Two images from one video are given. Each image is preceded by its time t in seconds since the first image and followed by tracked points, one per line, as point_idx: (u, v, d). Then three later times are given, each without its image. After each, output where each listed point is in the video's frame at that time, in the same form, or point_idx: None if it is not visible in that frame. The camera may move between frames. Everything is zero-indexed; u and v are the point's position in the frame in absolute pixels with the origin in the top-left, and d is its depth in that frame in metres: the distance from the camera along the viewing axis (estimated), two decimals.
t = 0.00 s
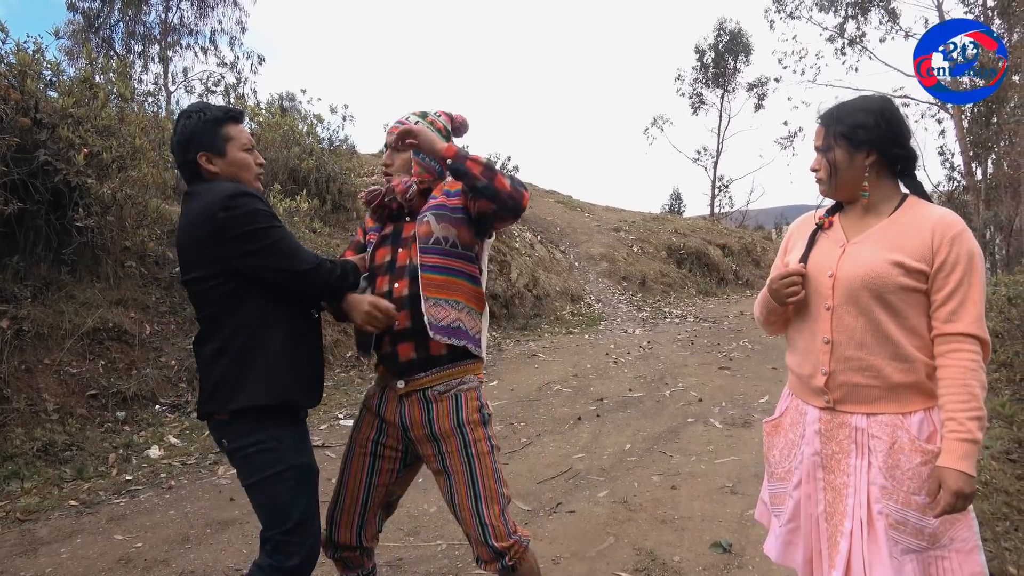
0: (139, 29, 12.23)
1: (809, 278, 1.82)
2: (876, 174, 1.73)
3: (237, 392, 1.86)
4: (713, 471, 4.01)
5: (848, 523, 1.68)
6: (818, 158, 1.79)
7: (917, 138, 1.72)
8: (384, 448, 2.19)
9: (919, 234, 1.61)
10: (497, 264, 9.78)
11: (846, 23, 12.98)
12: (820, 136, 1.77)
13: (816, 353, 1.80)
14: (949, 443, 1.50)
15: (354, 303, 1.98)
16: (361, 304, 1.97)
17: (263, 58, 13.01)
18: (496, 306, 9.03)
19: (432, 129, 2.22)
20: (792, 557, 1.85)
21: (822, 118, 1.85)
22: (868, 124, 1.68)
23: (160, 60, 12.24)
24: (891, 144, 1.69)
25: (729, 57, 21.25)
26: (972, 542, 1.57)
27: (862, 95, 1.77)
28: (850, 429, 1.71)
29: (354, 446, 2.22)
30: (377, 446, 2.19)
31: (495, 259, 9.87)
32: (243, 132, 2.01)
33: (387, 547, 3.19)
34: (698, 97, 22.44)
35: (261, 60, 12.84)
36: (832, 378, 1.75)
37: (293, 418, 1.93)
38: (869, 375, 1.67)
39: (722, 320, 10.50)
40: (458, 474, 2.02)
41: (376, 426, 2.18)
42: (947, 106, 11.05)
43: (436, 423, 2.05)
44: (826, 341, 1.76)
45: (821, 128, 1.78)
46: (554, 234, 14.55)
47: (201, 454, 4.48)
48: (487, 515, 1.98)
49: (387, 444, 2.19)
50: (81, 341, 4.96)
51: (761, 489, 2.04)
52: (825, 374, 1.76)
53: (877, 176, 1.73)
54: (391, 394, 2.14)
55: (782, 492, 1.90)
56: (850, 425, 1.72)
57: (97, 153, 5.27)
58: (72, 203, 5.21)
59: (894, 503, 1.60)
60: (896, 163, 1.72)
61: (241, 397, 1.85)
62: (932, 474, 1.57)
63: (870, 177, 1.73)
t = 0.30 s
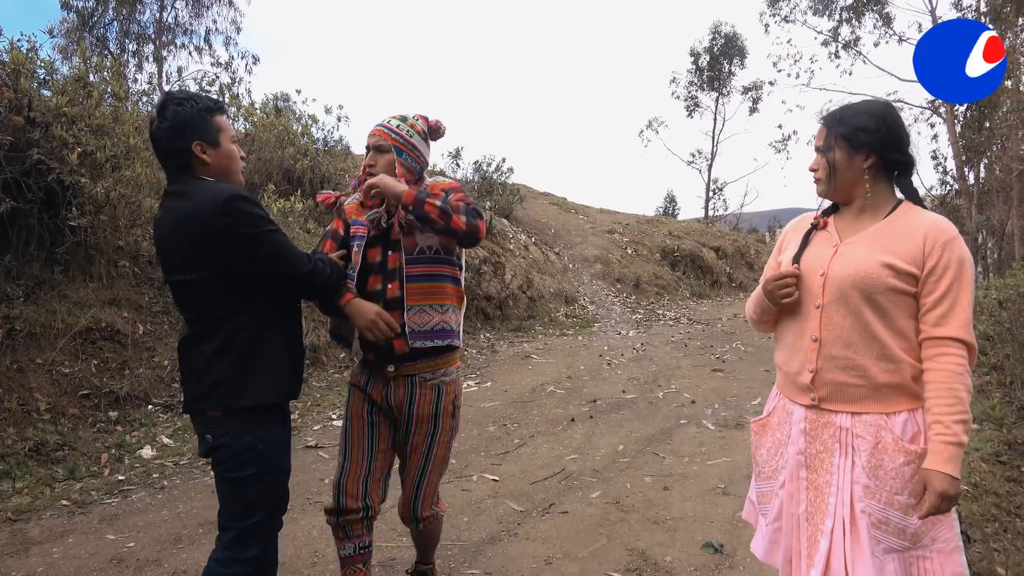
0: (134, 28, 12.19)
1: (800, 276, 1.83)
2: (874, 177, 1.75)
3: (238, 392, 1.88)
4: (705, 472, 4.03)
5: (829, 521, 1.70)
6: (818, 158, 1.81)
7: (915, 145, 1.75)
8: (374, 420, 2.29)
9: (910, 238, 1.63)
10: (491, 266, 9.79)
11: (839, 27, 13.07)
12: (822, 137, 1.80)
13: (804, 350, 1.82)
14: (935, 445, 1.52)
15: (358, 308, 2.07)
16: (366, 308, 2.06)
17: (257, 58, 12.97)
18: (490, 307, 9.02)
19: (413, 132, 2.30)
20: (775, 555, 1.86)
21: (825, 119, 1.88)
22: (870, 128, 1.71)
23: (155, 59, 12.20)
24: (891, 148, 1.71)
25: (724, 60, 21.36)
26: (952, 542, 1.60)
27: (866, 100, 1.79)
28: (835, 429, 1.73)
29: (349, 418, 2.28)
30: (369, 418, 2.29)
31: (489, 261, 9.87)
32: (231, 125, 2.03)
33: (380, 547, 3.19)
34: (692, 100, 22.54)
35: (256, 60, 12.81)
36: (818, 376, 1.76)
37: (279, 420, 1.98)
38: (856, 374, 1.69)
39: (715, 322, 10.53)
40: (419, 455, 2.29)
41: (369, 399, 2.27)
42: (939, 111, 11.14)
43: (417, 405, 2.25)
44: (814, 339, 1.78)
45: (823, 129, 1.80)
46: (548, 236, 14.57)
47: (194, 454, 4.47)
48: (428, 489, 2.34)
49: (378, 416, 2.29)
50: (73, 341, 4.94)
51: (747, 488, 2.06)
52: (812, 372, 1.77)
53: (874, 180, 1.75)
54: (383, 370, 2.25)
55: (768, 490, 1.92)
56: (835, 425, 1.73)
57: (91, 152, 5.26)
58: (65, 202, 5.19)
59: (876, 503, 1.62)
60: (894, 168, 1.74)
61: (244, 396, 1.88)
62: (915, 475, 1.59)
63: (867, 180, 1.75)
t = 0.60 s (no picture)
0: (132, 28, 12.19)
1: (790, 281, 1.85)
2: (861, 182, 1.77)
3: (229, 394, 1.90)
4: (698, 474, 4.05)
5: (823, 523, 1.71)
6: (805, 164, 1.83)
7: (901, 151, 1.77)
8: (353, 414, 2.47)
9: (899, 241, 1.64)
10: (487, 267, 9.80)
11: (836, 32, 13.14)
12: (809, 143, 1.82)
13: (796, 354, 1.83)
14: (927, 447, 1.53)
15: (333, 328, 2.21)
16: (335, 329, 2.21)
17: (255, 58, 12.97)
18: (486, 309, 9.02)
19: (389, 138, 2.39)
20: (770, 557, 1.88)
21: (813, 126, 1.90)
22: (854, 133, 1.73)
23: (152, 59, 12.17)
24: (876, 154, 1.73)
25: (721, 64, 21.45)
26: (944, 544, 1.61)
27: (852, 108, 1.81)
28: (827, 431, 1.75)
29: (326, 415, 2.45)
30: (347, 413, 2.46)
31: (485, 262, 9.88)
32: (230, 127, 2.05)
33: (373, 548, 3.20)
34: (690, 103, 22.62)
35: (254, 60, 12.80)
36: (810, 380, 1.78)
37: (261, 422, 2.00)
38: (848, 377, 1.70)
39: (711, 326, 10.56)
40: (409, 438, 2.46)
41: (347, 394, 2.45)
42: (935, 116, 11.22)
43: (402, 392, 2.47)
44: (805, 343, 1.79)
45: (810, 136, 1.82)
46: (545, 238, 14.58)
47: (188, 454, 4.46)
48: (419, 471, 2.50)
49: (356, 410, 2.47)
50: (68, 340, 4.92)
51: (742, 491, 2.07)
52: (803, 375, 1.79)
53: (861, 185, 1.77)
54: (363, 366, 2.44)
55: (761, 493, 1.93)
56: (827, 427, 1.75)
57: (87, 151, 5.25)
58: (61, 202, 5.19)
59: (868, 505, 1.63)
60: (881, 174, 1.76)
61: (235, 399, 1.90)
62: (907, 477, 1.60)
63: (854, 185, 1.76)
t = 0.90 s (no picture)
0: (139, 26, 12.24)
1: (795, 286, 1.84)
2: (861, 187, 1.76)
3: (210, 392, 1.90)
4: (700, 478, 4.04)
5: (823, 530, 1.70)
6: (805, 169, 1.83)
7: (900, 157, 1.76)
8: (349, 410, 2.47)
9: (900, 246, 1.63)
10: (491, 268, 9.80)
11: (843, 36, 13.10)
12: (808, 148, 1.82)
13: (797, 360, 1.82)
14: (929, 452, 1.52)
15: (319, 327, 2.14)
16: (319, 327, 2.13)
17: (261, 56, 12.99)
18: (489, 309, 9.01)
19: (385, 137, 2.43)
20: (769, 564, 1.87)
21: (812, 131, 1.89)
22: (855, 138, 1.72)
23: (159, 57, 12.22)
24: (876, 159, 1.72)
25: (728, 66, 21.41)
26: (945, 552, 1.60)
27: (852, 113, 1.80)
28: (828, 438, 1.74)
29: (322, 413, 2.44)
30: (344, 409, 2.45)
31: (489, 263, 9.88)
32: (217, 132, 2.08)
33: (373, 548, 3.20)
34: (696, 105, 22.60)
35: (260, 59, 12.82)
36: (811, 386, 1.77)
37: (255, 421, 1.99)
38: (850, 382, 1.69)
39: (714, 329, 10.54)
40: (412, 425, 2.50)
41: (342, 390, 2.43)
42: (943, 121, 11.17)
43: (400, 384, 2.49)
44: (806, 349, 1.78)
45: (810, 141, 1.82)
46: (549, 240, 14.57)
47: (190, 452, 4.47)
48: (424, 456, 2.53)
49: (351, 406, 2.47)
50: (72, 337, 4.95)
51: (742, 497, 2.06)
52: (805, 382, 1.78)
53: (861, 190, 1.76)
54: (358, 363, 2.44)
55: (761, 499, 1.92)
56: (828, 434, 1.74)
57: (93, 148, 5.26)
58: (67, 198, 5.20)
59: (869, 512, 1.62)
60: (880, 179, 1.75)
61: (215, 397, 1.90)
62: (909, 484, 1.59)
63: (854, 190, 1.76)
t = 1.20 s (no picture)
0: (142, 23, 12.24)
1: (790, 289, 1.84)
2: (855, 189, 1.76)
3: (169, 388, 2.22)
4: (699, 480, 4.03)
5: (824, 534, 1.70)
6: (799, 168, 1.83)
7: (895, 161, 1.76)
8: (351, 410, 2.45)
9: (896, 247, 1.63)
10: (492, 268, 9.79)
11: (846, 37, 13.09)
12: (804, 147, 1.82)
13: (796, 364, 1.82)
14: (929, 453, 1.51)
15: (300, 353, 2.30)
16: (301, 354, 2.29)
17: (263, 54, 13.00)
18: (489, 309, 9.00)
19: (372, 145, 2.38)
20: (768, 567, 1.87)
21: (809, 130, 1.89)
22: (850, 140, 1.72)
23: (162, 55, 12.23)
24: (870, 161, 1.72)
25: (730, 68, 21.40)
26: (947, 555, 1.60)
27: (849, 113, 1.80)
28: (829, 441, 1.73)
29: (323, 413, 2.42)
30: (346, 409, 2.44)
31: (490, 263, 9.88)
32: (235, 145, 2.36)
33: (371, 547, 3.20)
34: (698, 106, 22.60)
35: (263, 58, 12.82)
36: (811, 390, 1.77)
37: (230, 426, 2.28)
38: (849, 385, 1.69)
39: (715, 330, 10.53)
40: (414, 423, 2.51)
41: (345, 391, 2.42)
42: (945, 124, 11.15)
43: (404, 379, 2.51)
44: (805, 353, 1.78)
45: (805, 140, 1.82)
46: (550, 240, 14.56)
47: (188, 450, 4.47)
48: (426, 454, 2.54)
49: (354, 406, 2.45)
50: (72, 334, 4.95)
51: (741, 500, 2.06)
52: (804, 385, 1.78)
53: (855, 192, 1.76)
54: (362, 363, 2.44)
55: (760, 502, 1.92)
56: (828, 437, 1.74)
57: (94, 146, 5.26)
58: (68, 195, 5.19)
59: (870, 516, 1.62)
60: (874, 182, 1.75)
61: (170, 393, 2.21)
62: (910, 487, 1.59)
63: (847, 192, 1.75)
